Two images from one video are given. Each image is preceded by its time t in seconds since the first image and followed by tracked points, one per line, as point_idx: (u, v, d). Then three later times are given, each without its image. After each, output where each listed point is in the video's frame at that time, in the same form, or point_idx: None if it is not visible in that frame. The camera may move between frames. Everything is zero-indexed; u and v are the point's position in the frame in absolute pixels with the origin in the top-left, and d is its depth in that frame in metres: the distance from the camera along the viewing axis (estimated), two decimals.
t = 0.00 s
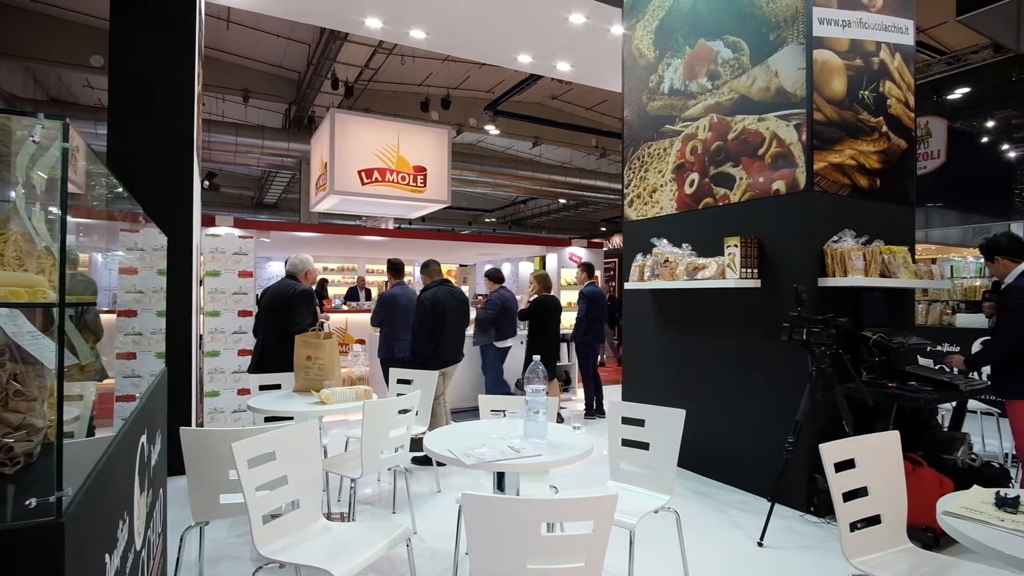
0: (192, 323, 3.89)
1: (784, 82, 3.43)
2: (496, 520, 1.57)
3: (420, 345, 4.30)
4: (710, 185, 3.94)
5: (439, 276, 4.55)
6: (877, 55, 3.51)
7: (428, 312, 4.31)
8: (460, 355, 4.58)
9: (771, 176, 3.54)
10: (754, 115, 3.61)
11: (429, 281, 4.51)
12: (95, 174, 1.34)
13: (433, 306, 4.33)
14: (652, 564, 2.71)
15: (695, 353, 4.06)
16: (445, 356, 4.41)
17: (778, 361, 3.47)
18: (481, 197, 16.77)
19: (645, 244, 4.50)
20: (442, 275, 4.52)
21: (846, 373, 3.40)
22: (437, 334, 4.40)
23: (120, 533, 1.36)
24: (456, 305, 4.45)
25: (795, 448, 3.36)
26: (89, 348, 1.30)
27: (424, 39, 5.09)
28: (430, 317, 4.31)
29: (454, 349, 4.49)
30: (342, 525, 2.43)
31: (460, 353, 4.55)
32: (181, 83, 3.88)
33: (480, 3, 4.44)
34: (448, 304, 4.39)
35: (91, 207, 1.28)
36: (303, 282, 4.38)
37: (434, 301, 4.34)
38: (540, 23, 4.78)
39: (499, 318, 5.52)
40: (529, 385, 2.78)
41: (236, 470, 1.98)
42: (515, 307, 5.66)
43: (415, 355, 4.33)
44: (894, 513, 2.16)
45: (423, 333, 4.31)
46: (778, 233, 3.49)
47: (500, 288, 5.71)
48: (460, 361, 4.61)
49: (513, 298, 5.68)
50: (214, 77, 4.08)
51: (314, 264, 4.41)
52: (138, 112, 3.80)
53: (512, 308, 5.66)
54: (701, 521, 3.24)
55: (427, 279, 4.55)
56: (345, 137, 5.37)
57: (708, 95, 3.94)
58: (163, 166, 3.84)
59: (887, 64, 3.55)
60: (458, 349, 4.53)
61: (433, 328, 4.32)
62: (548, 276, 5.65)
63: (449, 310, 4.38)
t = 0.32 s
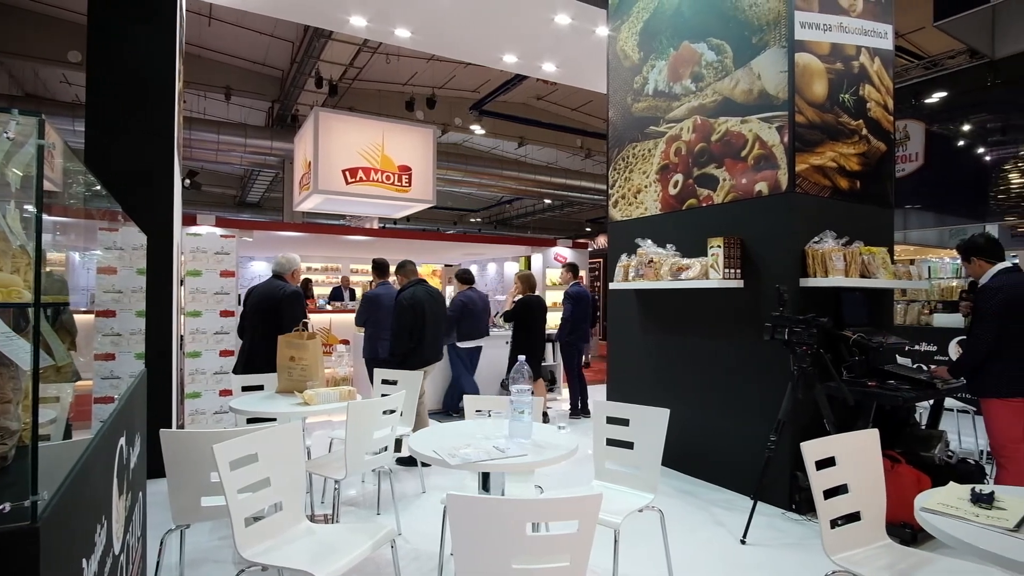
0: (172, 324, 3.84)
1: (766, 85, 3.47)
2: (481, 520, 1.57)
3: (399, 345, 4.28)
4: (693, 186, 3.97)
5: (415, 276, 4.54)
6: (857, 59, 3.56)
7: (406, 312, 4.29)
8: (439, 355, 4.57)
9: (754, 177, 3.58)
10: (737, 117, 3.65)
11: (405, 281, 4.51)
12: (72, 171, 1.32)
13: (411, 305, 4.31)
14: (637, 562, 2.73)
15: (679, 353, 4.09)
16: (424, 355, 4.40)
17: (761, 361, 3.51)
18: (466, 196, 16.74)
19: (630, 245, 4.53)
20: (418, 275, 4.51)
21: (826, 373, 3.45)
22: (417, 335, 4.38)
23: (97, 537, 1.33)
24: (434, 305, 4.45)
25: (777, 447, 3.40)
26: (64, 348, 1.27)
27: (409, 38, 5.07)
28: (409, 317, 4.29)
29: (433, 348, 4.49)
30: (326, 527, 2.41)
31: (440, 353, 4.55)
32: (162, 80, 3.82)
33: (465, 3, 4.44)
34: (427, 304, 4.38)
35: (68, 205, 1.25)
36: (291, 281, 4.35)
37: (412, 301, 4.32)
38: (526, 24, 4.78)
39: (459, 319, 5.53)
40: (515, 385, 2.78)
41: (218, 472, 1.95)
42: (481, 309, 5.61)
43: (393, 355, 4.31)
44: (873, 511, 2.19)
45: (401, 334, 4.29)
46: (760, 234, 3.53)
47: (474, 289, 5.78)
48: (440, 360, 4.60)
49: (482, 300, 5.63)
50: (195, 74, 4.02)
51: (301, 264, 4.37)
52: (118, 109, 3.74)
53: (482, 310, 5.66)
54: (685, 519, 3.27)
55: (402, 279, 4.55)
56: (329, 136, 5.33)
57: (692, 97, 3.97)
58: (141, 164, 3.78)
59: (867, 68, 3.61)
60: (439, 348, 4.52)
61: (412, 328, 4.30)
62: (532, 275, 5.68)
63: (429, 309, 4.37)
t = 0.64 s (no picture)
0: (152, 324, 3.78)
1: (748, 87, 3.51)
2: (464, 521, 1.57)
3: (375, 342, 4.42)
4: (676, 187, 4.01)
5: (391, 275, 4.66)
6: (837, 62, 3.62)
7: (382, 310, 4.44)
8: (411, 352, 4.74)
9: (736, 178, 3.62)
10: (719, 119, 3.69)
11: (381, 279, 4.60)
12: (48, 169, 1.30)
13: (387, 304, 4.46)
14: (620, 561, 2.75)
15: (662, 352, 4.12)
16: (397, 353, 4.57)
17: (744, 362, 3.54)
18: (450, 196, 16.71)
19: (614, 245, 4.56)
20: (394, 275, 4.64)
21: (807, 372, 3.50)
22: (391, 333, 4.53)
23: (73, 542, 1.31)
24: (408, 304, 4.62)
25: (759, 445, 3.44)
26: (39, 349, 1.24)
27: (393, 37, 5.04)
28: (385, 316, 4.44)
29: (406, 347, 4.65)
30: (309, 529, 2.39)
31: (412, 351, 4.72)
32: (141, 77, 3.76)
33: (450, 2, 4.43)
34: (401, 303, 4.55)
35: (43, 203, 1.23)
36: (275, 281, 4.28)
37: (388, 299, 4.48)
38: (511, 24, 4.78)
39: (425, 317, 5.50)
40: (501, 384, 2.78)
41: (198, 474, 1.92)
42: (446, 307, 5.55)
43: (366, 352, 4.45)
44: (852, 507, 2.22)
45: (377, 331, 4.44)
46: (742, 235, 3.57)
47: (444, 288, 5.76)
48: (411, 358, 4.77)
49: (450, 299, 5.60)
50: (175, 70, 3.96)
51: (284, 263, 4.31)
52: (95, 105, 3.68)
53: (450, 309, 5.62)
54: (669, 518, 3.29)
55: (377, 277, 4.63)
56: (313, 134, 5.29)
57: (675, 99, 4.00)
58: (119, 162, 3.72)
59: (846, 72, 3.66)
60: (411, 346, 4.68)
61: (388, 327, 4.46)
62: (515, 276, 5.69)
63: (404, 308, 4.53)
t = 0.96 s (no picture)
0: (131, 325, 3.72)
1: (731, 89, 3.55)
2: (448, 522, 1.57)
3: (347, 339, 4.45)
4: (660, 188, 4.04)
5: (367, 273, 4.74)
6: (817, 66, 3.67)
7: (358, 307, 4.50)
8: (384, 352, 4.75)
9: (718, 179, 3.65)
10: (702, 121, 3.72)
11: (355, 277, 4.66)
12: (23, 167, 1.27)
13: (364, 302, 4.54)
14: (605, 560, 2.76)
15: (645, 352, 4.15)
16: (369, 351, 4.58)
17: (726, 361, 3.57)
18: (435, 196, 16.67)
19: (598, 245, 4.58)
20: (369, 273, 4.70)
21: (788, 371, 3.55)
22: (365, 331, 4.58)
23: (49, 547, 1.28)
24: (384, 304, 4.68)
25: (741, 443, 3.47)
26: (13, 351, 1.22)
27: (377, 35, 5.01)
28: (359, 313, 4.50)
29: (379, 346, 4.67)
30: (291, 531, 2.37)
31: (385, 351, 4.73)
32: (120, 73, 3.70)
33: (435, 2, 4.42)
34: (377, 302, 4.61)
35: (18, 202, 1.21)
36: (257, 282, 4.21)
37: (365, 297, 4.56)
38: (496, 24, 4.78)
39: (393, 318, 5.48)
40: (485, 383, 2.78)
41: (178, 477, 1.89)
42: (410, 309, 5.48)
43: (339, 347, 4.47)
44: (832, 505, 2.26)
45: (350, 327, 4.48)
46: (725, 236, 3.60)
47: (416, 288, 5.71)
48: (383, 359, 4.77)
49: (415, 298, 5.55)
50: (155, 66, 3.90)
51: (267, 263, 4.23)
52: (72, 102, 3.61)
53: (419, 309, 5.57)
54: (652, 517, 3.31)
55: (352, 275, 4.71)
56: (296, 132, 5.24)
57: (659, 100, 4.03)
58: (97, 159, 3.65)
59: (827, 76, 3.72)
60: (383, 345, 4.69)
61: (362, 323, 4.51)
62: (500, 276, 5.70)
63: (379, 306, 4.60)
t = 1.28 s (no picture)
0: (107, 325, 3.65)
1: (713, 91, 3.58)
2: (433, 523, 1.56)
3: (323, 338, 4.41)
4: (643, 188, 4.06)
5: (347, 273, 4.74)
6: (797, 69, 3.72)
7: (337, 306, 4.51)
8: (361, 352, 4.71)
9: (700, 180, 3.69)
10: (685, 122, 3.76)
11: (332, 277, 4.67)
12: None
13: (342, 302, 4.55)
14: (588, 559, 2.78)
15: (628, 352, 4.17)
16: (346, 351, 4.55)
17: (708, 360, 3.61)
18: (418, 196, 16.61)
19: (581, 245, 4.59)
20: (348, 274, 4.71)
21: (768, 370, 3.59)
22: (343, 331, 4.57)
23: (22, 553, 1.26)
24: (363, 305, 4.68)
25: (723, 441, 3.51)
26: None
27: (361, 33, 4.98)
28: (338, 312, 4.50)
29: (356, 347, 4.63)
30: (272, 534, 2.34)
31: (361, 352, 4.70)
32: (96, 68, 3.62)
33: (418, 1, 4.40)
34: (357, 303, 4.63)
35: None
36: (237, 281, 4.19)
37: (344, 296, 4.57)
38: (480, 23, 4.78)
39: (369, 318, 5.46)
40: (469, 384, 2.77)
41: (155, 480, 1.86)
42: (385, 310, 5.46)
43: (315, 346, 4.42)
44: (811, 501, 2.29)
45: (327, 326, 4.46)
46: (706, 236, 3.64)
47: (391, 288, 5.66)
48: (359, 360, 4.72)
49: (388, 299, 5.51)
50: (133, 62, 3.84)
51: (248, 263, 4.19)
52: (47, 98, 3.53)
53: (392, 310, 5.53)
54: (635, 515, 3.33)
55: (331, 274, 4.71)
56: (278, 130, 5.19)
57: (642, 101, 4.06)
58: (72, 157, 3.57)
59: (806, 79, 3.78)
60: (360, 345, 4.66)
61: (340, 323, 4.49)
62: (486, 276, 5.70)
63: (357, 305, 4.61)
